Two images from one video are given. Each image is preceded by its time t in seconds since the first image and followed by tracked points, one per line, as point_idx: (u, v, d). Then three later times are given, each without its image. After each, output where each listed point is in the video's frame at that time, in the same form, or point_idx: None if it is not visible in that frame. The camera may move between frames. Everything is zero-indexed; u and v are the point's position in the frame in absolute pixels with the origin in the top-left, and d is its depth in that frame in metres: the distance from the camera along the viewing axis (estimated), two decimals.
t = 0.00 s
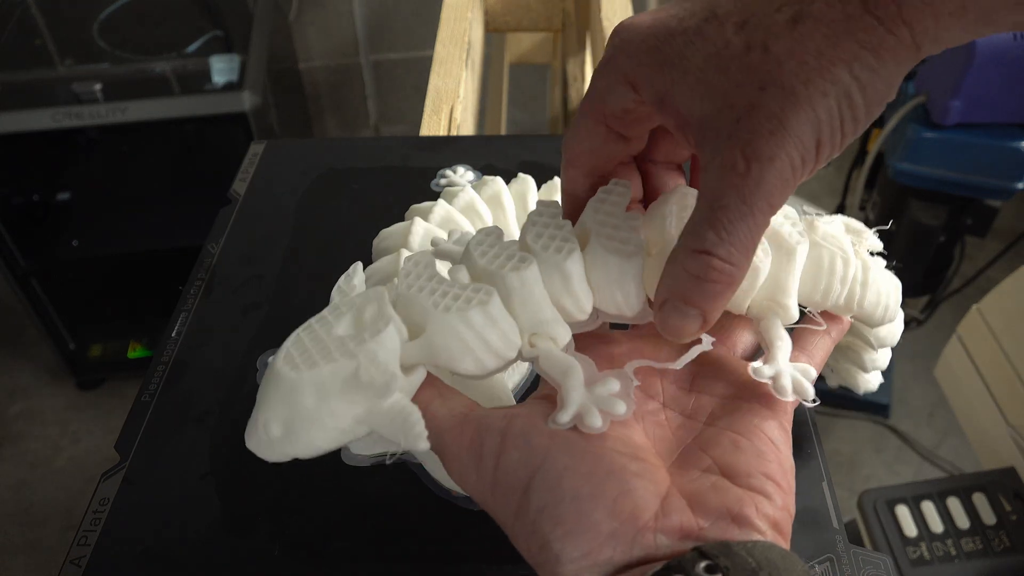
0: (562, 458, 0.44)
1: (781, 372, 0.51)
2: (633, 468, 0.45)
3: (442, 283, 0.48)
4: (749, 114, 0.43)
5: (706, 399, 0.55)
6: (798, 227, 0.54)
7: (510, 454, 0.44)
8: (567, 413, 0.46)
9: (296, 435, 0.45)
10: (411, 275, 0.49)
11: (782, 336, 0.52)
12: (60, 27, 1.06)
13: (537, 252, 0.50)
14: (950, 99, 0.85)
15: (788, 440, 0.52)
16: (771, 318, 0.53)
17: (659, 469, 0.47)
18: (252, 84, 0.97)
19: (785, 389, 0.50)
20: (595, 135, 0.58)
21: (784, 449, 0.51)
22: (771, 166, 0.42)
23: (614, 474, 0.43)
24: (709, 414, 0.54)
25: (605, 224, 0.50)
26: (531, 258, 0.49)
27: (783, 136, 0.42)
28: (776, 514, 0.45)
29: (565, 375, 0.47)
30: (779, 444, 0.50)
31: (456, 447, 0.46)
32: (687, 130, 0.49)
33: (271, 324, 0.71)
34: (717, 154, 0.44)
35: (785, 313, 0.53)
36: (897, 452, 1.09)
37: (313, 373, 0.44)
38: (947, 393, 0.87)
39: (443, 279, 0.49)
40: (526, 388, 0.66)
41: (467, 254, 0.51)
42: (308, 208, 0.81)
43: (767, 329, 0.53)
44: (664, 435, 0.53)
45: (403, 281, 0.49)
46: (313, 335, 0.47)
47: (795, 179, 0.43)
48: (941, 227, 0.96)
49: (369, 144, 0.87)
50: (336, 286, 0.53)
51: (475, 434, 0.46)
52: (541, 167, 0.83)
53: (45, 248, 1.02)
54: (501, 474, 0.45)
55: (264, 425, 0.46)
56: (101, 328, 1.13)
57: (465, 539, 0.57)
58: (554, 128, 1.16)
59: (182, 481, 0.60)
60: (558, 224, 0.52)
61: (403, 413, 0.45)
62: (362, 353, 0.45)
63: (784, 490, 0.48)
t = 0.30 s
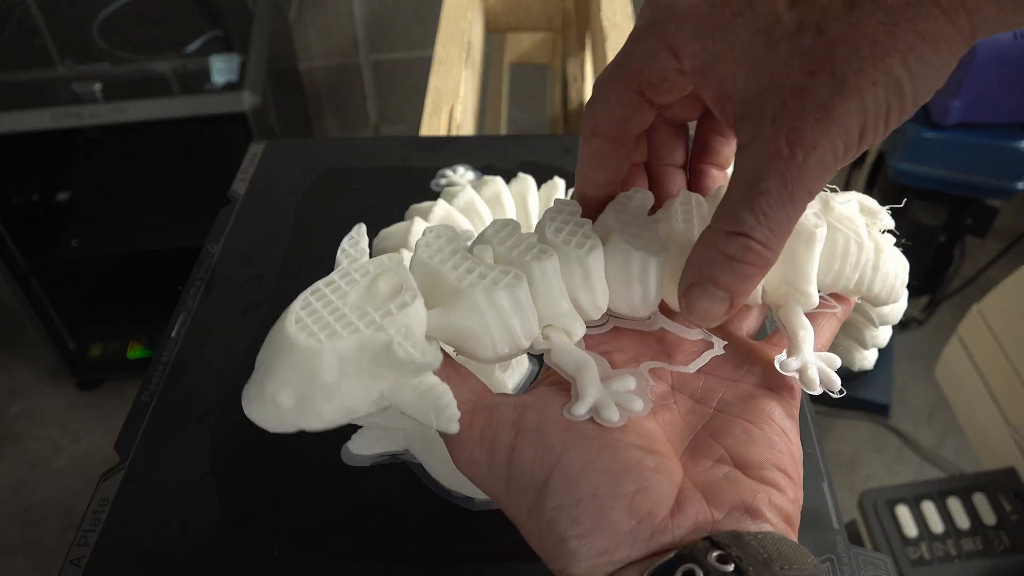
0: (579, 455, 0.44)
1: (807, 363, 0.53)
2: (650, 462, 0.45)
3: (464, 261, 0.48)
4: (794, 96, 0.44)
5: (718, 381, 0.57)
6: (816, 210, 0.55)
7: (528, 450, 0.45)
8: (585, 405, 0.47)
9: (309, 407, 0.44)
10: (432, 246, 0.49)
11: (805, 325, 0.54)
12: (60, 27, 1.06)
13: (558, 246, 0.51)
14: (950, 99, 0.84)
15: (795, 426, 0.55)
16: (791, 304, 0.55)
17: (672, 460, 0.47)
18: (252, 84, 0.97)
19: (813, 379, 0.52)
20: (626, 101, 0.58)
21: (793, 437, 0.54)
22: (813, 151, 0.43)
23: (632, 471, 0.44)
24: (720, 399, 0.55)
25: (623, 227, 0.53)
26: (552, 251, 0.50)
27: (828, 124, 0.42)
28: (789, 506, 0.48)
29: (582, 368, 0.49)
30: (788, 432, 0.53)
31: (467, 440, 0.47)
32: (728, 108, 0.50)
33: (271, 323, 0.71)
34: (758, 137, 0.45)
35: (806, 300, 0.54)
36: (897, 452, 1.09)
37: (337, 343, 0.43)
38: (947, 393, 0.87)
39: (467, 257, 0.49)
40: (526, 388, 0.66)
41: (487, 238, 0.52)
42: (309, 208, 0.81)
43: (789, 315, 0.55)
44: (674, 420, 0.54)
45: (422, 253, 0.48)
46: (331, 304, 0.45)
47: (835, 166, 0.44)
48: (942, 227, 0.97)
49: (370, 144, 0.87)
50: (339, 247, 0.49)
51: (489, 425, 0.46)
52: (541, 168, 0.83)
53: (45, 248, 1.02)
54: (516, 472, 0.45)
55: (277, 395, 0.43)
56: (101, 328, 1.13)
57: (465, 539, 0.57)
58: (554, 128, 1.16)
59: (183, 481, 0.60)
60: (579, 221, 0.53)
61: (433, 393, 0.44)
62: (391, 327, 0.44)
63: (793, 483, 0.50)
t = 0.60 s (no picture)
0: (579, 469, 0.46)
1: (802, 369, 0.54)
2: (647, 472, 0.48)
3: (455, 269, 0.48)
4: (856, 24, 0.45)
5: (714, 384, 0.57)
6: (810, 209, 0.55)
7: (525, 463, 0.46)
8: (585, 417, 0.49)
9: (306, 431, 0.44)
10: (423, 252, 0.48)
11: (802, 330, 0.55)
12: (60, 27, 1.06)
13: (559, 247, 0.51)
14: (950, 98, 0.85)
15: (790, 428, 0.55)
16: (784, 309, 0.56)
17: (669, 470, 0.50)
18: (252, 84, 0.97)
19: (809, 385, 0.53)
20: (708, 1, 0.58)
21: (790, 440, 0.53)
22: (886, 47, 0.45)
23: (629, 484, 0.46)
24: (715, 403, 0.56)
25: (627, 228, 0.53)
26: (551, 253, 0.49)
27: None
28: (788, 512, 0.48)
29: (580, 378, 0.51)
30: (783, 436, 0.52)
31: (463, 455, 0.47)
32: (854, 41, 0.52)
33: (271, 324, 0.71)
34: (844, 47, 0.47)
35: (801, 302, 0.56)
36: (897, 452, 1.09)
37: (329, 372, 0.42)
38: (948, 393, 0.87)
39: (458, 265, 0.48)
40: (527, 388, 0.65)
41: (482, 238, 0.51)
42: (308, 208, 0.81)
43: (785, 320, 0.56)
44: (670, 425, 0.54)
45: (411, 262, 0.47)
46: (322, 326, 0.44)
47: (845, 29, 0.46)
48: (942, 227, 0.97)
49: (369, 144, 0.87)
50: (325, 250, 0.48)
51: (485, 441, 0.47)
52: (541, 168, 0.83)
53: (44, 247, 1.01)
54: (515, 486, 0.46)
55: (269, 421, 0.43)
56: (101, 328, 1.13)
57: (465, 538, 0.57)
58: (554, 129, 1.16)
59: (182, 481, 0.60)
60: (578, 221, 0.52)
61: (430, 420, 0.44)
62: (385, 355, 0.43)
63: (791, 488, 0.50)
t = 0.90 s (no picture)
0: (561, 470, 0.46)
1: (791, 357, 0.56)
2: (631, 471, 0.48)
3: (428, 269, 0.50)
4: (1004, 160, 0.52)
5: (701, 375, 0.59)
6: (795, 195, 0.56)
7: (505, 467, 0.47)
8: (564, 415, 0.50)
9: (283, 439, 0.47)
10: (395, 253, 0.50)
11: (791, 320, 0.57)
12: (60, 27, 1.06)
13: (534, 243, 0.52)
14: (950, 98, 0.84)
15: (779, 419, 0.56)
16: (772, 296, 0.58)
17: (655, 466, 0.51)
18: (252, 84, 0.97)
19: (799, 374, 0.55)
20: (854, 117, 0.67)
21: (777, 432, 0.55)
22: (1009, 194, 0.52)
23: (611, 482, 0.47)
24: (703, 395, 0.57)
25: (611, 217, 0.55)
26: (525, 246, 0.51)
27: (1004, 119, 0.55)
28: (773, 508, 0.50)
29: (559, 374, 0.52)
30: (769, 428, 0.54)
31: (442, 459, 0.49)
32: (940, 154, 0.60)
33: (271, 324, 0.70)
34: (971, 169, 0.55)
35: (791, 286, 0.57)
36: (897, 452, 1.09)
37: (301, 381, 0.45)
38: (948, 394, 0.87)
39: (430, 264, 0.50)
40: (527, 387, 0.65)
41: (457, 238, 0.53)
42: (308, 208, 0.81)
43: (775, 306, 0.58)
44: (655, 420, 0.56)
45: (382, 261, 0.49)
46: (293, 336, 0.47)
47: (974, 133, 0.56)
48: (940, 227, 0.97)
49: (369, 144, 0.87)
50: (297, 264, 0.51)
51: (461, 445, 0.48)
52: (541, 168, 0.83)
53: (43, 247, 1.01)
54: (500, 487, 0.47)
55: (250, 430, 0.47)
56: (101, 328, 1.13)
57: (465, 539, 0.57)
58: (555, 129, 1.16)
59: (182, 481, 0.60)
60: (553, 218, 0.54)
61: (401, 422, 0.46)
62: (356, 362, 0.45)
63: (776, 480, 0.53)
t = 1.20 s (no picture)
0: (547, 504, 0.44)
1: (781, 383, 0.55)
2: (619, 501, 0.45)
3: (405, 306, 0.46)
4: (994, 263, 0.51)
5: (686, 397, 0.56)
6: (772, 215, 0.53)
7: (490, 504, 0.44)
8: (547, 447, 0.46)
9: (264, 489, 0.44)
10: (371, 291, 0.47)
11: (779, 342, 0.56)
12: (60, 27, 1.05)
13: (511, 273, 0.49)
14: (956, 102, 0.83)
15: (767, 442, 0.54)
16: (757, 317, 0.56)
17: (643, 493, 0.48)
18: (252, 84, 0.97)
19: (790, 399, 0.54)
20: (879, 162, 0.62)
21: (766, 454, 0.53)
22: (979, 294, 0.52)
23: (599, 515, 0.44)
24: (688, 418, 0.55)
25: (585, 243, 0.51)
26: (502, 278, 0.48)
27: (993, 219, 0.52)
28: (763, 532, 0.48)
29: (543, 403, 0.48)
30: (759, 450, 0.52)
31: (428, 496, 0.46)
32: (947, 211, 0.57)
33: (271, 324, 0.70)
34: (957, 245, 0.53)
35: (774, 308, 0.55)
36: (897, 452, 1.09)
37: (278, 428, 0.41)
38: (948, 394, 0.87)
39: (406, 300, 0.46)
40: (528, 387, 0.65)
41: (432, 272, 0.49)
42: (309, 208, 0.80)
43: (761, 327, 0.56)
44: (642, 446, 0.54)
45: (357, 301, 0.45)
46: (269, 381, 0.43)
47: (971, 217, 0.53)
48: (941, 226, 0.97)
49: (369, 144, 0.86)
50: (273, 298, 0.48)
51: (446, 481, 0.45)
52: (541, 168, 0.82)
53: (44, 247, 1.02)
54: (483, 519, 0.44)
55: (228, 478, 0.44)
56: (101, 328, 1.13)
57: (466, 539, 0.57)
58: (555, 129, 1.16)
59: (182, 482, 0.60)
60: (530, 246, 0.50)
61: (388, 467, 0.43)
62: (334, 407, 0.41)
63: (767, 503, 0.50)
